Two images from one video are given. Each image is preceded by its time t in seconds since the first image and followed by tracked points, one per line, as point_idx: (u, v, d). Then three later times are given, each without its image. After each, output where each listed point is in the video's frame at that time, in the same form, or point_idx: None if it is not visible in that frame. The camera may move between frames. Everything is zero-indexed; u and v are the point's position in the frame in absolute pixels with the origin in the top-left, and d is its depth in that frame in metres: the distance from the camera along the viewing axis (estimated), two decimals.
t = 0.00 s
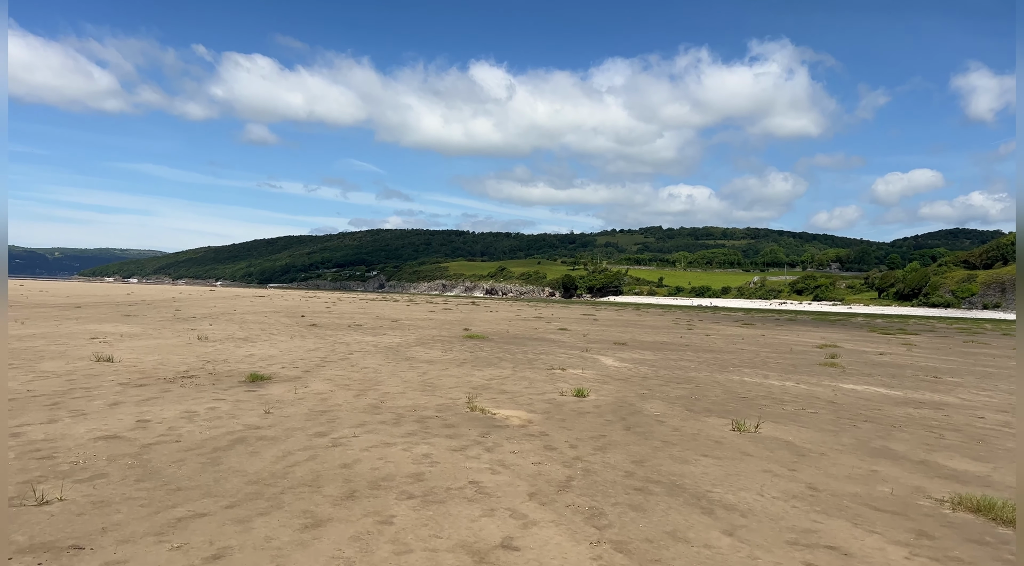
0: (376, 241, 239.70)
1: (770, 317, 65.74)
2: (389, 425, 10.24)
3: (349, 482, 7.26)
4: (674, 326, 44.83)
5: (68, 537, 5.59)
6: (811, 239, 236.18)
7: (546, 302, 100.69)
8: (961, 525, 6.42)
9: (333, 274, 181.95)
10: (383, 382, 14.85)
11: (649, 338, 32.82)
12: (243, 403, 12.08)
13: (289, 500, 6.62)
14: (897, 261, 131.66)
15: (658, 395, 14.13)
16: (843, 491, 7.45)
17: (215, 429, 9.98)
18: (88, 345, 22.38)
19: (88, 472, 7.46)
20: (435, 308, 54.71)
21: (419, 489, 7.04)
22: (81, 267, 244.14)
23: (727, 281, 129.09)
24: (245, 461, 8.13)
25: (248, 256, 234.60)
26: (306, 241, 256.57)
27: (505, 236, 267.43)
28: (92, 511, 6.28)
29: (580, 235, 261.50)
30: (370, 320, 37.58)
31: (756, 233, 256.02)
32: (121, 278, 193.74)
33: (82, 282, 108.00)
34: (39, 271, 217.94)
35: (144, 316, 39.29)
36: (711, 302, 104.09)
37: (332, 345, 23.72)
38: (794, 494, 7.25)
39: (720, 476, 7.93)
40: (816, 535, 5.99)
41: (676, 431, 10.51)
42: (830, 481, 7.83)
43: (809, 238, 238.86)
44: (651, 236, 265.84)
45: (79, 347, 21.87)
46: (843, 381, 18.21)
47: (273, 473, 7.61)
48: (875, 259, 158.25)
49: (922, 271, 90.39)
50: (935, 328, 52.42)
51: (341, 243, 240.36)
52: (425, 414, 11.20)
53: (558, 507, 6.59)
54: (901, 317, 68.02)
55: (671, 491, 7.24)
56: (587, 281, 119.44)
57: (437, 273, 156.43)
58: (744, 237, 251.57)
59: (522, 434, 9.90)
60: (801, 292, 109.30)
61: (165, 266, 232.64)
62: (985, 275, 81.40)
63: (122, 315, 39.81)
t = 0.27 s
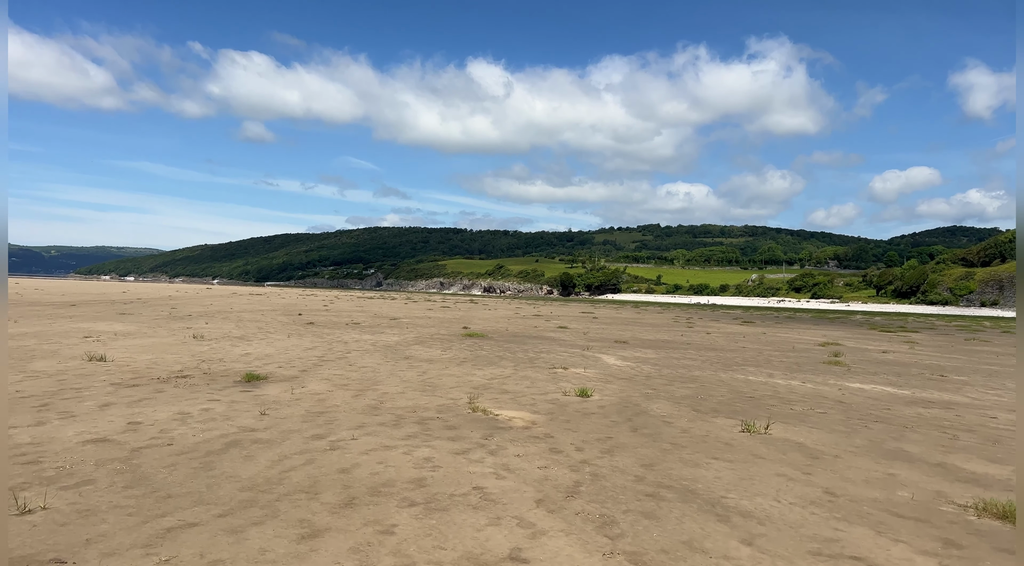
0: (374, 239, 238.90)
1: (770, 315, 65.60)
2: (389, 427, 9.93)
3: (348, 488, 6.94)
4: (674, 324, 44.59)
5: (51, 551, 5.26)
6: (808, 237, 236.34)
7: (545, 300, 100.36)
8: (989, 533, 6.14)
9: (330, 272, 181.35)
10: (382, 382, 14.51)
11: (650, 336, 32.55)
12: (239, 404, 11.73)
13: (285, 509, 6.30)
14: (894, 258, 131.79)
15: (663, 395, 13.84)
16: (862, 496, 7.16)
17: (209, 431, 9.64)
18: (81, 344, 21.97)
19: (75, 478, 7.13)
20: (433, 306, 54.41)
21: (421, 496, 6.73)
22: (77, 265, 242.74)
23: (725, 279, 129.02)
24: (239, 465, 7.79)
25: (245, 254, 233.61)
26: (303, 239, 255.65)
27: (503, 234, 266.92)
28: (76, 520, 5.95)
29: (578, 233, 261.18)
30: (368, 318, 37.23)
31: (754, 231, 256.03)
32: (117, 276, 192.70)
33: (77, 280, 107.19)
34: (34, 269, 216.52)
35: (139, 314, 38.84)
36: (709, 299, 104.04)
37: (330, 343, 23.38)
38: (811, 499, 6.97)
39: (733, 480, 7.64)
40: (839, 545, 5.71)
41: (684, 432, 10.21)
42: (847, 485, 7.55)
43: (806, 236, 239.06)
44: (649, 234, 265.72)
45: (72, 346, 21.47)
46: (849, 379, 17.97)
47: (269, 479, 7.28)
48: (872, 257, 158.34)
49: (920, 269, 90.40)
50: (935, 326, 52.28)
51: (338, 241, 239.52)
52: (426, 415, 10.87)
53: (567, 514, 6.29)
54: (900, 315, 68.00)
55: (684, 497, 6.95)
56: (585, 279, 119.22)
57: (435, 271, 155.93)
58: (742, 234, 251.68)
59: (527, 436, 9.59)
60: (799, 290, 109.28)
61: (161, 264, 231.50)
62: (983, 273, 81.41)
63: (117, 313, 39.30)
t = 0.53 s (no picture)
0: (371, 237, 238.09)
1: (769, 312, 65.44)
2: (387, 430, 9.61)
3: (345, 497, 6.63)
4: (674, 321, 44.35)
5: None
6: (806, 234, 236.50)
7: (542, 297, 100.22)
8: (1016, 542, 5.87)
9: (327, 270, 180.69)
10: (380, 382, 14.18)
11: (650, 334, 32.29)
12: (233, 406, 11.39)
13: (279, 519, 5.98)
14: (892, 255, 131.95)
15: (667, 395, 13.55)
16: (880, 502, 6.89)
17: (201, 434, 9.30)
18: (73, 344, 21.56)
19: (57, 487, 6.78)
20: (431, 304, 54.06)
21: (422, 505, 6.42)
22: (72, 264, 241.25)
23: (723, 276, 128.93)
24: (231, 472, 7.46)
25: (242, 252, 232.52)
26: (300, 236, 254.68)
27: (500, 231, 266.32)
28: (58, 533, 5.61)
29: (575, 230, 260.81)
30: (366, 316, 36.86)
31: (751, 228, 256.16)
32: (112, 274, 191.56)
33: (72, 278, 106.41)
34: (29, 267, 215.09)
35: (134, 313, 38.36)
36: (707, 297, 103.92)
37: (327, 342, 23.03)
38: (828, 506, 6.69)
39: (746, 486, 7.35)
40: (862, 556, 5.42)
41: (691, 434, 9.92)
42: (864, 491, 7.27)
43: (804, 233, 239.16)
44: (647, 231, 265.57)
45: (64, 345, 21.08)
46: (854, 378, 17.72)
47: (262, 486, 6.95)
48: (870, 253, 158.44)
49: (918, 265, 90.37)
50: (934, 322, 52.15)
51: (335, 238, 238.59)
52: (425, 418, 10.55)
53: (575, 524, 5.99)
54: (898, 312, 67.94)
55: (696, 504, 6.65)
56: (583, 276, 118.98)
57: (432, 268, 155.43)
58: (740, 231, 251.76)
59: (530, 439, 9.28)
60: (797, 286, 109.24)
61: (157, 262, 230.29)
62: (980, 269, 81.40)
63: (112, 312, 38.82)
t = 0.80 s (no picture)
0: (369, 234, 237.40)
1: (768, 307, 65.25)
2: (386, 430, 9.29)
3: (343, 501, 6.31)
4: (673, 317, 44.10)
5: None
6: (803, 230, 236.54)
7: (540, 294, 99.90)
8: None
9: (325, 267, 180.07)
10: (378, 380, 13.84)
11: (650, 330, 32.03)
12: (227, 405, 11.05)
13: (273, 526, 5.66)
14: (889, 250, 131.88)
15: (672, 392, 13.25)
16: (902, 504, 6.60)
17: (194, 435, 8.96)
18: (65, 341, 21.17)
19: (40, 492, 6.44)
20: (430, 301, 53.77)
21: (424, 509, 6.10)
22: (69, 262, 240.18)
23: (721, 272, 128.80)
24: (224, 474, 7.14)
25: (239, 249, 231.75)
26: (297, 234, 253.85)
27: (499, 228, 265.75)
28: (38, 542, 5.28)
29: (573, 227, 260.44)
30: (363, 313, 36.50)
31: (749, 224, 256.11)
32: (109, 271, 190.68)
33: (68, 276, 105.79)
34: (25, 265, 214.02)
35: (129, 310, 37.93)
36: (705, 292, 103.73)
37: (324, 339, 22.69)
38: (848, 509, 6.40)
39: (761, 487, 7.05)
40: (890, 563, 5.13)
41: (700, 433, 9.63)
42: (884, 492, 6.99)
43: (802, 228, 239.13)
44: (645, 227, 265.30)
45: (57, 343, 20.68)
46: (858, 373, 17.47)
47: (255, 490, 6.62)
48: (867, 249, 158.47)
49: (916, 261, 90.29)
50: (934, 318, 51.99)
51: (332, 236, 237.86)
52: (425, 416, 10.23)
53: (586, 529, 5.68)
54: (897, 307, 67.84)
55: (711, 507, 6.35)
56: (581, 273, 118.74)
57: (430, 265, 155.02)
58: (738, 227, 251.62)
59: (534, 439, 8.96)
60: (795, 282, 109.19)
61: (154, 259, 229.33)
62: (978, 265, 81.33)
63: (106, 309, 38.36)
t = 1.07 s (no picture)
0: (368, 232, 236.87)
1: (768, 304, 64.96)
2: (388, 436, 8.95)
3: (343, 516, 5.98)
4: (675, 315, 43.78)
5: None
6: (803, 226, 236.18)
7: (540, 292, 99.54)
8: None
9: (324, 265, 179.58)
10: (379, 382, 13.51)
11: (652, 328, 31.71)
12: (224, 410, 10.71)
13: (269, 545, 5.33)
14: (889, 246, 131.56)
15: (680, 393, 12.93)
16: (932, 516, 6.29)
17: (188, 442, 8.63)
18: (60, 342, 20.80)
19: (22, 507, 6.09)
20: (429, 299, 53.47)
21: (429, 525, 5.77)
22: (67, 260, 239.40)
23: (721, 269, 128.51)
24: (218, 486, 6.80)
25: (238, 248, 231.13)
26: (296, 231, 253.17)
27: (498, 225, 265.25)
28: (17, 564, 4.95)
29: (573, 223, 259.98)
30: (363, 311, 36.14)
31: (748, 220, 255.65)
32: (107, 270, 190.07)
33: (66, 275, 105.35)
34: (23, 264, 213.35)
35: (126, 309, 37.56)
36: (705, 289, 103.44)
37: (323, 339, 22.34)
38: (875, 523, 6.09)
39: (781, 498, 6.73)
40: None
41: (712, 438, 9.30)
42: (910, 503, 6.68)
43: (801, 224, 238.73)
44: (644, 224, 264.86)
45: (52, 344, 20.36)
46: (867, 372, 17.16)
47: (251, 504, 6.30)
48: (867, 245, 158.12)
49: (916, 256, 89.97)
50: (935, 314, 51.69)
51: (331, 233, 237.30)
52: (428, 421, 9.90)
53: (601, 547, 5.36)
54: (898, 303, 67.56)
55: (731, 520, 6.04)
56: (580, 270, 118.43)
57: (429, 263, 154.60)
58: (737, 224, 251.17)
59: (541, 446, 8.64)
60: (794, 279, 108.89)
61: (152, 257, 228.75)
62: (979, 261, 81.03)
63: (104, 308, 38.00)
